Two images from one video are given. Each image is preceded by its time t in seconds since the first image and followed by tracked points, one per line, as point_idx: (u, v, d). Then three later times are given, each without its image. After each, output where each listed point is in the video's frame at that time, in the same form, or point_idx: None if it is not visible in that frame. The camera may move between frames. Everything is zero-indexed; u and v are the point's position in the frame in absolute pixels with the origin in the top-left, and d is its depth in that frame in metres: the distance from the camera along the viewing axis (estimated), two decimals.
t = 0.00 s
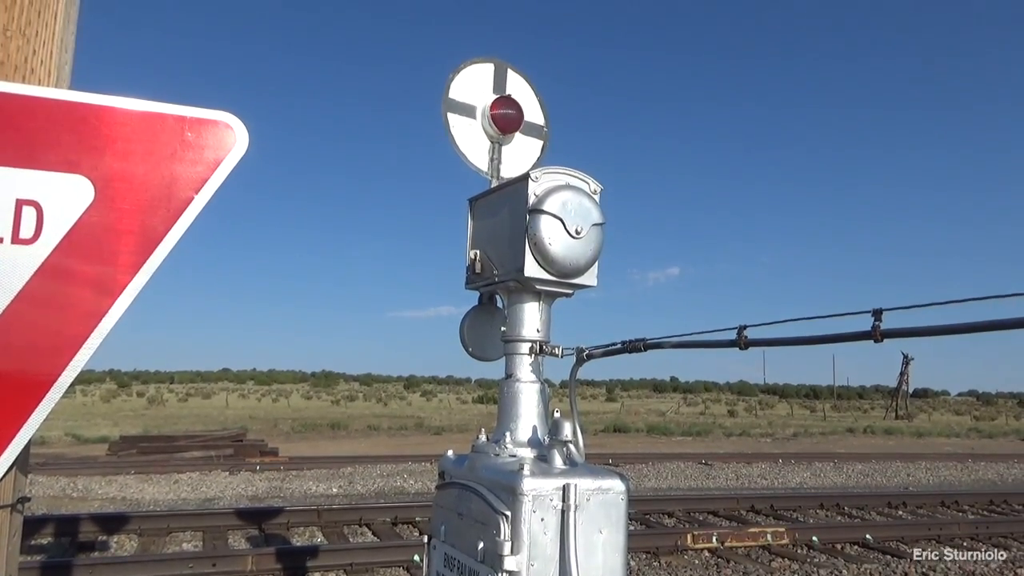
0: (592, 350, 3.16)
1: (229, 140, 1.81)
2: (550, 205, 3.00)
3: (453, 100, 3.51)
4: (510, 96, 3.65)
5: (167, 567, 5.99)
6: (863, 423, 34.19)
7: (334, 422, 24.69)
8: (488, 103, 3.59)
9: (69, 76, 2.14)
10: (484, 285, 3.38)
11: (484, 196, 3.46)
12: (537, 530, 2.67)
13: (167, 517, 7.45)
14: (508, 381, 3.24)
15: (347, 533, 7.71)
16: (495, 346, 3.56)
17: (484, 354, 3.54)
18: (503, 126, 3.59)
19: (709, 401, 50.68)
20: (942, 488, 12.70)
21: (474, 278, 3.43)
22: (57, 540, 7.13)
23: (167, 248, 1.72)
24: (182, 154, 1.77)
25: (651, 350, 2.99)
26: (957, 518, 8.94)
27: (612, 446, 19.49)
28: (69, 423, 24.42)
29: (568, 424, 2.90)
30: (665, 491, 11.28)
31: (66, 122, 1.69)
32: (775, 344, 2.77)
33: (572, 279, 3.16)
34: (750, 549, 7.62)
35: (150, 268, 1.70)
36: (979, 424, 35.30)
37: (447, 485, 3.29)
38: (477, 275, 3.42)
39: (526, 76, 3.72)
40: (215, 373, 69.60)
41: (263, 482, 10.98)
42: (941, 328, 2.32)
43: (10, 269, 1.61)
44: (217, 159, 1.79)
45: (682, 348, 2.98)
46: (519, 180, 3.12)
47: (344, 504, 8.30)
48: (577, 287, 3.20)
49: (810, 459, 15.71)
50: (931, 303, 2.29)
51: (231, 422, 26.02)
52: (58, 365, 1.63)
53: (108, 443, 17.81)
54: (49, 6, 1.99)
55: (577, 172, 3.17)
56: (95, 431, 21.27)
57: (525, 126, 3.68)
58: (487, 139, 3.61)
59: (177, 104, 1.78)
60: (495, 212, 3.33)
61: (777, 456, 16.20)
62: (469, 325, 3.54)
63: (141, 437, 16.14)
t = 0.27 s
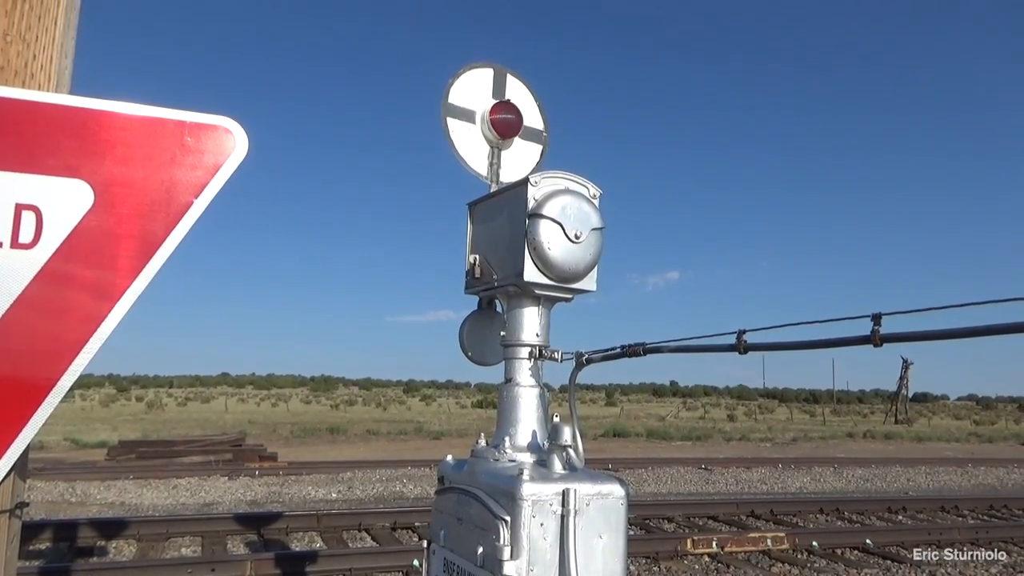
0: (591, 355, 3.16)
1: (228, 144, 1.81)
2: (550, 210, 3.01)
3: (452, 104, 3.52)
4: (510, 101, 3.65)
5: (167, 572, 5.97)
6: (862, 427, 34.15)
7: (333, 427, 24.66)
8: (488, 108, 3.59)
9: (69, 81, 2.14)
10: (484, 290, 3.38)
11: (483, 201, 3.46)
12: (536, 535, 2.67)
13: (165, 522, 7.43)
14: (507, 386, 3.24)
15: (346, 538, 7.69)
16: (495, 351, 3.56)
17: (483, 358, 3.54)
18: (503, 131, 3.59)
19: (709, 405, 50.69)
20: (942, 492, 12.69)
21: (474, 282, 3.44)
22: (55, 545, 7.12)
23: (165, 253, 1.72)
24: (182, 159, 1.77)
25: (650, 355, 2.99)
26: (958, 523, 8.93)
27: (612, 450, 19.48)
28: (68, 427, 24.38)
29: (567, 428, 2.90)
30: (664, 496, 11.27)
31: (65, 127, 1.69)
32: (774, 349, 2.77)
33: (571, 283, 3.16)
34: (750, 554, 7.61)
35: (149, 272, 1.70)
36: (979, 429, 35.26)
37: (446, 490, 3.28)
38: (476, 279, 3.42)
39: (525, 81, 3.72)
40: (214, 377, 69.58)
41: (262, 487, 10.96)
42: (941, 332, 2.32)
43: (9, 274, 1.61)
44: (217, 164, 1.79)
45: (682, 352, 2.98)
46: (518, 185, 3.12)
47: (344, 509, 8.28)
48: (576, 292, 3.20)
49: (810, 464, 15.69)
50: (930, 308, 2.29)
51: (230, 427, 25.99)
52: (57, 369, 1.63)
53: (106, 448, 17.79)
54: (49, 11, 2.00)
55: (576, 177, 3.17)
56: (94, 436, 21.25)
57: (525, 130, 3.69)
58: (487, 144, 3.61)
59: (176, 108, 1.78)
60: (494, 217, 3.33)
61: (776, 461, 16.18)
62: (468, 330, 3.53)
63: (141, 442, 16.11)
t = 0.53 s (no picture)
0: (591, 355, 3.16)
1: (228, 145, 1.81)
2: (550, 210, 3.01)
3: (452, 105, 3.52)
4: (510, 101, 3.66)
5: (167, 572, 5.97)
6: (862, 428, 34.16)
7: (332, 427, 24.65)
8: (488, 109, 3.60)
9: (69, 82, 2.14)
10: (484, 291, 3.38)
11: (483, 202, 3.46)
12: (536, 535, 2.67)
13: (165, 522, 7.43)
14: (507, 386, 3.24)
15: (346, 539, 7.69)
16: (495, 351, 3.56)
17: (483, 359, 3.54)
18: (502, 132, 3.59)
19: (708, 405, 50.68)
20: (942, 493, 12.69)
21: (474, 283, 3.44)
22: (55, 545, 7.12)
23: (165, 254, 1.72)
24: (182, 159, 1.77)
25: (650, 355, 2.99)
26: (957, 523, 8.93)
27: (611, 451, 19.49)
28: (68, 427, 24.37)
29: (567, 429, 2.90)
30: (664, 497, 11.27)
31: (65, 128, 1.69)
32: (773, 349, 2.77)
33: (571, 284, 3.16)
34: (749, 555, 7.62)
35: (149, 273, 1.70)
36: (979, 429, 35.26)
37: (446, 491, 3.28)
38: (476, 280, 3.42)
39: (525, 81, 3.73)
40: (213, 378, 69.59)
41: (262, 487, 10.97)
42: (940, 333, 2.32)
43: (9, 274, 1.61)
44: (217, 164, 1.79)
45: (682, 352, 2.98)
46: (518, 185, 3.12)
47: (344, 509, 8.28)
48: (576, 292, 3.20)
49: (810, 464, 15.69)
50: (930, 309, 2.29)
51: (230, 427, 26.01)
52: (57, 370, 1.63)
53: (105, 449, 17.79)
54: (49, 11, 2.00)
55: (576, 178, 3.17)
56: (93, 436, 21.25)
57: (524, 131, 3.69)
58: (486, 145, 3.61)
59: (176, 109, 1.78)
60: (494, 218, 3.34)
61: (776, 461, 16.19)
62: (468, 331, 3.53)
63: (140, 442, 16.11)
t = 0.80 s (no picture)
0: (591, 353, 3.16)
1: (227, 143, 1.81)
2: (550, 207, 3.00)
3: (452, 102, 3.51)
4: (509, 98, 3.65)
5: (166, 569, 5.97)
6: (862, 425, 34.18)
7: (332, 425, 24.66)
8: (487, 106, 3.59)
9: (68, 79, 2.14)
10: (483, 288, 3.38)
11: (483, 199, 3.46)
12: (536, 533, 2.67)
13: (165, 520, 7.43)
14: (507, 384, 3.24)
15: (345, 536, 7.70)
16: (494, 349, 3.56)
17: (482, 356, 3.54)
18: (502, 129, 3.59)
19: (708, 402, 50.72)
20: (941, 490, 12.70)
21: (474, 280, 3.44)
22: (55, 542, 7.13)
23: (165, 251, 1.72)
24: (182, 157, 1.77)
25: (650, 352, 2.99)
26: (956, 520, 8.93)
27: (611, 448, 19.51)
28: (68, 425, 24.39)
29: (567, 426, 2.90)
30: (664, 494, 11.29)
31: (65, 126, 1.69)
32: (773, 347, 2.77)
33: (571, 282, 3.16)
34: (749, 552, 7.62)
35: (149, 270, 1.70)
36: (979, 426, 35.28)
37: (445, 488, 3.29)
38: (476, 277, 3.42)
39: (525, 79, 3.72)
40: (213, 375, 69.64)
41: (262, 484, 10.98)
42: (940, 331, 2.32)
43: (9, 272, 1.61)
44: (216, 162, 1.79)
45: (682, 350, 2.98)
46: (518, 183, 3.12)
47: (343, 507, 8.29)
48: (575, 290, 3.20)
49: (810, 461, 15.71)
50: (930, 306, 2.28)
51: (230, 424, 26.03)
52: (57, 367, 1.63)
53: (105, 446, 17.80)
54: (48, 9, 2.00)
55: (575, 175, 3.17)
56: (93, 434, 21.26)
57: (524, 128, 3.69)
58: (486, 142, 3.61)
59: (175, 107, 1.78)
60: (494, 215, 3.33)
61: (776, 458, 16.21)
62: (467, 328, 3.53)
63: (140, 439, 16.12)
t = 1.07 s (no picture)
0: (591, 351, 3.16)
1: (227, 141, 1.81)
2: (550, 206, 3.01)
3: (452, 101, 3.51)
4: (509, 97, 3.65)
5: (167, 568, 5.97)
6: (862, 423, 34.18)
7: (332, 423, 24.67)
8: (488, 104, 3.59)
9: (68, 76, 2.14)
10: (483, 286, 3.38)
11: (483, 198, 3.46)
12: (536, 531, 2.67)
13: (165, 518, 7.44)
14: (507, 382, 3.25)
15: (345, 534, 7.71)
16: (494, 347, 3.56)
17: (482, 355, 3.54)
18: (502, 127, 3.58)
19: (707, 401, 50.74)
20: (941, 488, 12.71)
21: (474, 278, 3.44)
22: (56, 540, 7.13)
23: (166, 249, 1.72)
24: (181, 156, 1.77)
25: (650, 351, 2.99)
26: (956, 519, 8.93)
27: (611, 446, 19.52)
28: (68, 423, 24.39)
29: (567, 425, 2.90)
30: (663, 492, 11.29)
31: (65, 124, 1.69)
32: (773, 345, 2.77)
33: (571, 280, 3.16)
34: (749, 550, 7.63)
35: (149, 268, 1.70)
36: (979, 424, 35.30)
37: (445, 486, 3.29)
38: (476, 275, 3.42)
39: (525, 77, 3.72)
40: (213, 374, 69.65)
41: (262, 483, 10.99)
42: (940, 329, 2.32)
43: (9, 270, 1.61)
44: (216, 160, 1.79)
45: (682, 348, 2.98)
46: (518, 181, 3.12)
47: (344, 505, 8.30)
48: (575, 288, 3.20)
49: (810, 459, 15.71)
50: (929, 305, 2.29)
51: (230, 423, 26.05)
52: (57, 366, 1.63)
53: (105, 444, 17.81)
54: (48, 7, 1.99)
55: (575, 173, 3.17)
56: (93, 432, 21.27)
57: (524, 127, 3.69)
58: (486, 140, 3.61)
59: (176, 105, 1.78)
60: (494, 214, 3.33)
61: (776, 456, 16.21)
62: (467, 327, 3.53)
63: (140, 438, 16.11)
